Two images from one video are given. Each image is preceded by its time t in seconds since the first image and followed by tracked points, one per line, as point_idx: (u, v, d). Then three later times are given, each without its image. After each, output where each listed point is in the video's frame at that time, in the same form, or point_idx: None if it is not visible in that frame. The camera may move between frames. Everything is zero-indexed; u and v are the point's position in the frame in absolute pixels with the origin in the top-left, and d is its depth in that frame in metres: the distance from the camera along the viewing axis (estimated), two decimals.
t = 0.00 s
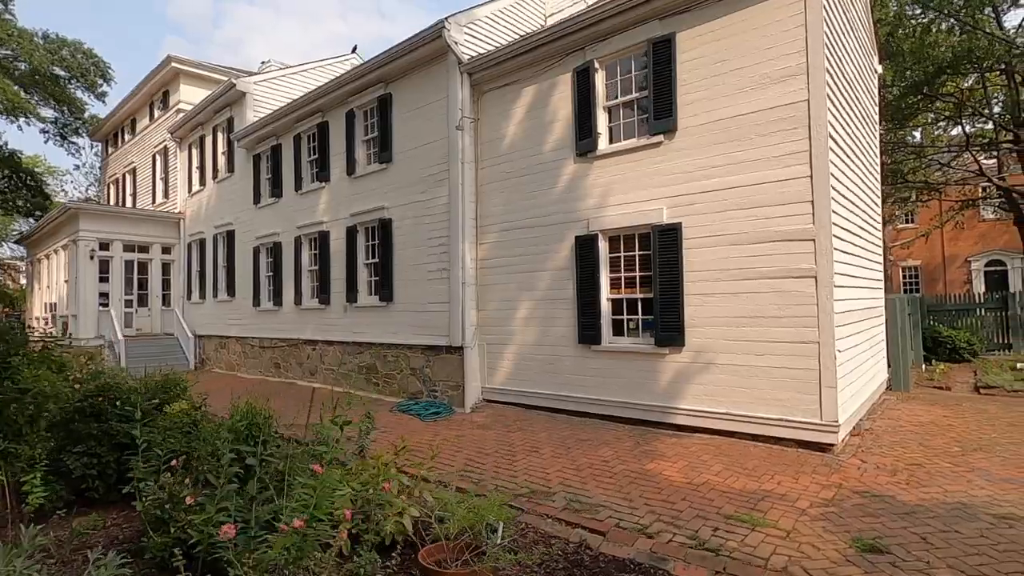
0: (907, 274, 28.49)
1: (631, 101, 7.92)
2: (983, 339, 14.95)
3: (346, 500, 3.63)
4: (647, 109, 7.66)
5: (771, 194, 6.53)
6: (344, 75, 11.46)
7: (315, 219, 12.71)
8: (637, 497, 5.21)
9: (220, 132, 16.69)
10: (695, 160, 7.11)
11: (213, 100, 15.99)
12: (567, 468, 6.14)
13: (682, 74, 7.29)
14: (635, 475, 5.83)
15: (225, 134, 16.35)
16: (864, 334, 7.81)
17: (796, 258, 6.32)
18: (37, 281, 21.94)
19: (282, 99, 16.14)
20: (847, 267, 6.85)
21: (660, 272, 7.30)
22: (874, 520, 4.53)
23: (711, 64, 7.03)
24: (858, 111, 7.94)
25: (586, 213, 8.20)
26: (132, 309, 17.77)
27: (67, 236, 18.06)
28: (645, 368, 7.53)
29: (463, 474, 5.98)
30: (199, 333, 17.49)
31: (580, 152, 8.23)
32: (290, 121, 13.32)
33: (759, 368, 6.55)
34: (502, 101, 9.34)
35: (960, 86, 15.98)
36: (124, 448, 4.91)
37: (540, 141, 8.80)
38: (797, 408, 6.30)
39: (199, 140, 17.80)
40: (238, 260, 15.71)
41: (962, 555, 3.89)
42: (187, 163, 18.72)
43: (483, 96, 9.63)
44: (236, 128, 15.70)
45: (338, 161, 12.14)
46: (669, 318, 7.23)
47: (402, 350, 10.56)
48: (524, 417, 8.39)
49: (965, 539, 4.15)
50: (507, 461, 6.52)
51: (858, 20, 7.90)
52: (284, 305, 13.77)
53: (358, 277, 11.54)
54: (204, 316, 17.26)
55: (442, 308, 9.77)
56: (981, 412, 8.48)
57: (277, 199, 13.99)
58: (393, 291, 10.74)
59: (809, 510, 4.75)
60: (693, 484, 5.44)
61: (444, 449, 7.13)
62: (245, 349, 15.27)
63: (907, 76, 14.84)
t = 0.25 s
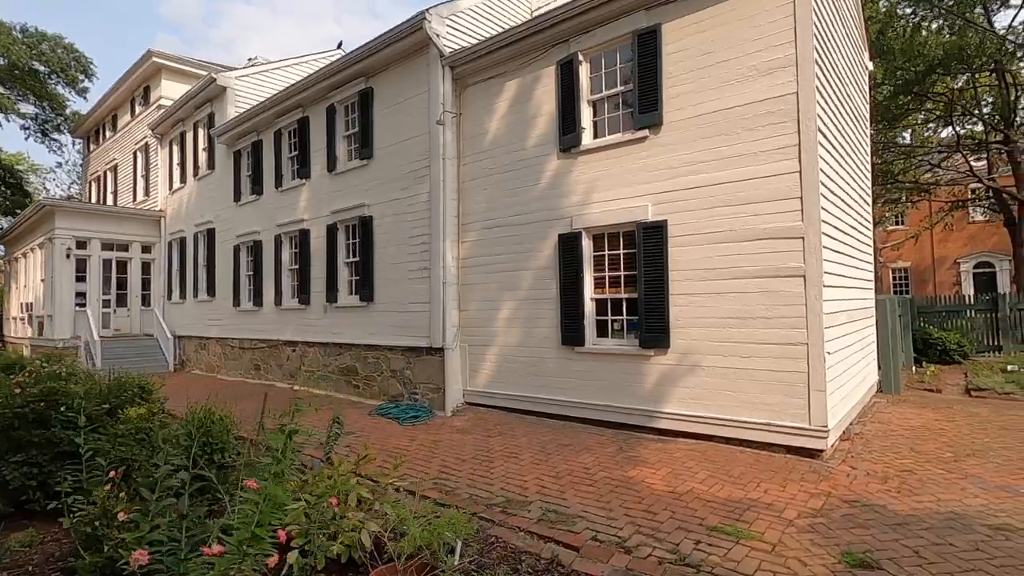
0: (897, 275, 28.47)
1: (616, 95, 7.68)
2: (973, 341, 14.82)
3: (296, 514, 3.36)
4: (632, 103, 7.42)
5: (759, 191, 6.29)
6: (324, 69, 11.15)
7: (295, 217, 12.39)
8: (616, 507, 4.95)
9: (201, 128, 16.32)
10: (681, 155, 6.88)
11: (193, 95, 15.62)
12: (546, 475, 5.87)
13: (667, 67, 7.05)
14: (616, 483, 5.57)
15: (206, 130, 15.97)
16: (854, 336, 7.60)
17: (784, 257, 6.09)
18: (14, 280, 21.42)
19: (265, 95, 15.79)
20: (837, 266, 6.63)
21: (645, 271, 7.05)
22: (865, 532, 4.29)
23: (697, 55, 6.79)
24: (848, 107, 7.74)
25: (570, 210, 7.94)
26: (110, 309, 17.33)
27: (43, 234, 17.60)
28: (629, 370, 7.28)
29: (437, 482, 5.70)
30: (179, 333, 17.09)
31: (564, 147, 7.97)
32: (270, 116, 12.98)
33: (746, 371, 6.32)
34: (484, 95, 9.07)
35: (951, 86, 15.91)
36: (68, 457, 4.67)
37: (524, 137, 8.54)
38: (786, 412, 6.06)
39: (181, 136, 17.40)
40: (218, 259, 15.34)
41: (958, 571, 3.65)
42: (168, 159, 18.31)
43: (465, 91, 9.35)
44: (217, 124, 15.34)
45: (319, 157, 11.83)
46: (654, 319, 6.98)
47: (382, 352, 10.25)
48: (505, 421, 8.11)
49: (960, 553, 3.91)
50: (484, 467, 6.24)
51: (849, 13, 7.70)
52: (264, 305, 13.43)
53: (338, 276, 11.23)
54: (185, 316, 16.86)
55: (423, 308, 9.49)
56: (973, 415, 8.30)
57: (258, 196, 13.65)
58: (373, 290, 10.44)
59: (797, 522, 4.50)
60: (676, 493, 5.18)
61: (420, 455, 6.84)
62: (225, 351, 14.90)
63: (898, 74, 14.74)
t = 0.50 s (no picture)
0: (876, 276, 28.66)
1: (592, 87, 7.43)
2: (950, 341, 14.86)
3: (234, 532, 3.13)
4: (609, 96, 7.17)
5: (736, 187, 6.09)
6: (294, 59, 10.76)
7: (265, 213, 11.97)
8: (585, 518, 4.70)
9: (170, 120, 15.77)
10: (657, 150, 6.65)
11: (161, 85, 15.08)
12: (514, 483, 5.60)
13: (644, 59, 6.82)
14: (587, 491, 5.32)
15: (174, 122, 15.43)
16: (833, 337, 7.45)
17: (762, 256, 5.89)
18: None
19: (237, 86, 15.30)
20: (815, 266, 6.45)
21: (621, 270, 6.81)
22: (842, 544, 4.09)
23: (675, 47, 6.57)
24: (828, 104, 7.59)
25: (545, 207, 7.67)
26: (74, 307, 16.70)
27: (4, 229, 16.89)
28: (604, 373, 7.04)
29: (399, 493, 5.41)
30: (147, 333, 16.51)
31: (538, 142, 7.71)
32: (239, 107, 12.53)
33: (723, 373, 6.11)
34: (458, 87, 8.77)
35: (930, 87, 15.97)
36: None
37: (498, 130, 8.26)
38: (763, 417, 5.87)
39: (149, 128, 16.83)
40: (187, 256, 14.83)
41: None
42: (137, 152, 17.70)
43: (439, 83, 9.04)
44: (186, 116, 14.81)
45: (289, 151, 11.43)
46: (630, 320, 6.75)
47: (353, 353, 9.91)
48: (478, 426, 7.82)
49: (941, 567, 3.72)
50: (450, 475, 5.96)
51: (829, 8, 7.53)
52: (233, 304, 12.98)
53: (308, 274, 10.85)
54: (152, 315, 16.29)
55: (395, 307, 9.17)
56: (951, 417, 8.21)
57: (227, 191, 13.19)
58: (344, 289, 10.09)
59: (772, 534, 4.29)
60: (648, 503, 4.95)
61: (385, 462, 6.53)
62: (194, 351, 14.40)
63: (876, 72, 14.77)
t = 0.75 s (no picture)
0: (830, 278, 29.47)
1: (547, 80, 7.20)
2: (898, 342, 15.27)
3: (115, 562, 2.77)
4: (564, 89, 6.95)
5: (690, 185, 5.95)
6: (240, 42, 10.18)
7: (208, 204, 11.33)
8: (527, 529, 4.45)
9: (109, 104, 14.84)
10: (612, 145, 6.46)
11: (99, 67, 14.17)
12: (457, 491, 5.32)
13: (599, 51, 6.62)
14: (532, 499, 5.08)
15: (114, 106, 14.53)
16: (784, 338, 7.43)
17: (715, 255, 5.77)
18: None
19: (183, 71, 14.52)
20: (767, 267, 6.39)
21: (574, 269, 6.61)
22: (788, 553, 3.95)
23: (630, 40, 6.39)
24: (783, 105, 7.57)
25: (498, 202, 7.41)
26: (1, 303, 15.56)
27: None
28: (556, 374, 6.83)
29: (332, 504, 5.05)
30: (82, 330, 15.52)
31: (492, 135, 7.44)
32: (182, 92, 11.83)
33: (675, 375, 5.97)
34: (411, 76, 8.41)
35: (883, 94, 16.47)
36: None
37: (451, 122, 7.95)
38: (713, 420, 5.75)
39: (87, 113, 15.82)
40: (126, 248, 13.98)
41: None
42: (73, 138, 16.63)
43: (391, 71, 8.66)
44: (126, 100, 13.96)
45: (234, 139, 10.84)
46: (583, 320, 6.55)
47: (298, 352, 9.43)
48: (426, 429, 7.51)
49: None
50: (390, 483, 5.62)
51: (785, 8, 7.51)
52: (174, 300, 12.27)
53: (253, 269, 10.30)
54: (88, 311, 15.32)
55: (342, 305, 8.75)
56: (897, 418, 8.33)
57: (169, 180, 12.46)
58: (290, 285, 9.60)
59: (719, 543, 4.13)
60: (594, 511, 4.74)
61: (322, 470, 6.15)
62: (132, 349, 13.57)
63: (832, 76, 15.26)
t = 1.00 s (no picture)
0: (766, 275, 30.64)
1: (483, 64, 6.91)
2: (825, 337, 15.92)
3: None
4: (500, 75, 6.67)
5: (625, 176, 5.80)
6: (153, 11, 9.34)
7: (119, 188, 10.39)
8: (447, 537, 4.17)
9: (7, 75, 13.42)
10: (548, 134, 6.24)
11: None
12: (377, 497, 4.97)
13: (536, 36, 6.38)
14: (457, 503, 4.81)
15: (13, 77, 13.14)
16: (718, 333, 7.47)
17: (648, 248, 5.65)
18: None
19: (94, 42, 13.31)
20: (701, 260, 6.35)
21: (508, 261, 6.37)
22: (714, 555, 3.85)
23: (568, 25, 6.18)
24: (719, 100, 7.59)
25: (431, 191, 7.07)
26: None
27: None
28: (489, 371, 6.57)
29: (236, 516, 4.59)
30: None
31: (425, 120, 7.07)
32: (89, 63, 10.79)
33: (608, 371, 5.83)
34: (341, 54, 7.91)
35: (816, 98, 17.11)
36: None
37: (383, 105, 7.52)
38: (645, 417, 5.64)
39: None
40: (26, 235, 12.69)
41: None
42: None
43: (319, 49, 8.13)
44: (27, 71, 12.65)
45: (148, 117, 9.96)
46: (517, 315, 6.31)
47: (217, 349, 8.77)
48: (354, 430, 7.09)
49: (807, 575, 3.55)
50: (306, 489, 5.21)
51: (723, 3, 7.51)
52: (81, 292, 11.22)
53: (168, 259, 9.51)
54: None
55: (265, 298, 8.16)
56: (823, 411, 8.57)
57: (74, 160, 11.36)
58: (208, 277, 8.91)
59: (645, 546, 3.98)
60: (520, 515, 4.51)
61: (233, 476, 5.65)
62: (33, 346, 12.35)
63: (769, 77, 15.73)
